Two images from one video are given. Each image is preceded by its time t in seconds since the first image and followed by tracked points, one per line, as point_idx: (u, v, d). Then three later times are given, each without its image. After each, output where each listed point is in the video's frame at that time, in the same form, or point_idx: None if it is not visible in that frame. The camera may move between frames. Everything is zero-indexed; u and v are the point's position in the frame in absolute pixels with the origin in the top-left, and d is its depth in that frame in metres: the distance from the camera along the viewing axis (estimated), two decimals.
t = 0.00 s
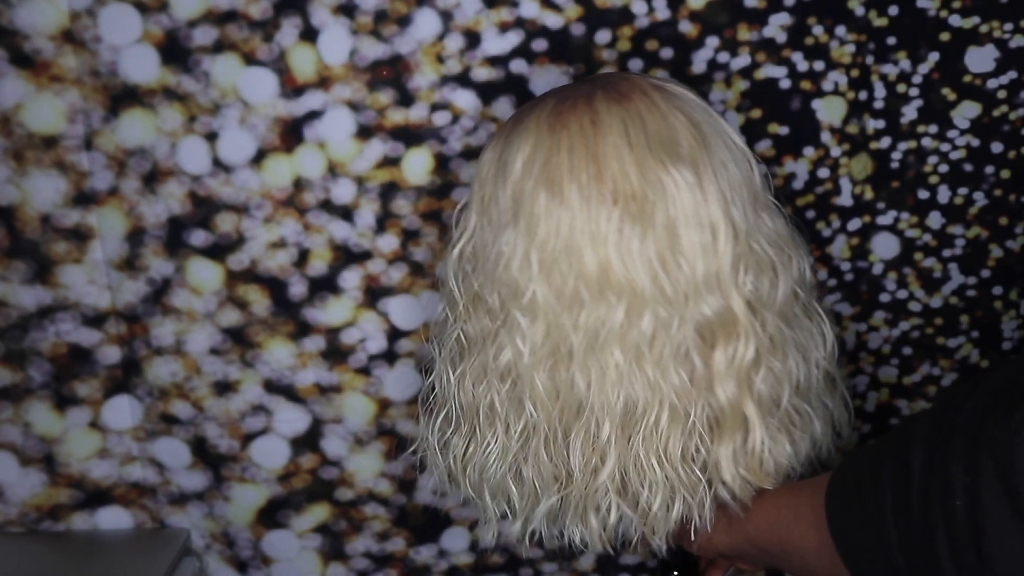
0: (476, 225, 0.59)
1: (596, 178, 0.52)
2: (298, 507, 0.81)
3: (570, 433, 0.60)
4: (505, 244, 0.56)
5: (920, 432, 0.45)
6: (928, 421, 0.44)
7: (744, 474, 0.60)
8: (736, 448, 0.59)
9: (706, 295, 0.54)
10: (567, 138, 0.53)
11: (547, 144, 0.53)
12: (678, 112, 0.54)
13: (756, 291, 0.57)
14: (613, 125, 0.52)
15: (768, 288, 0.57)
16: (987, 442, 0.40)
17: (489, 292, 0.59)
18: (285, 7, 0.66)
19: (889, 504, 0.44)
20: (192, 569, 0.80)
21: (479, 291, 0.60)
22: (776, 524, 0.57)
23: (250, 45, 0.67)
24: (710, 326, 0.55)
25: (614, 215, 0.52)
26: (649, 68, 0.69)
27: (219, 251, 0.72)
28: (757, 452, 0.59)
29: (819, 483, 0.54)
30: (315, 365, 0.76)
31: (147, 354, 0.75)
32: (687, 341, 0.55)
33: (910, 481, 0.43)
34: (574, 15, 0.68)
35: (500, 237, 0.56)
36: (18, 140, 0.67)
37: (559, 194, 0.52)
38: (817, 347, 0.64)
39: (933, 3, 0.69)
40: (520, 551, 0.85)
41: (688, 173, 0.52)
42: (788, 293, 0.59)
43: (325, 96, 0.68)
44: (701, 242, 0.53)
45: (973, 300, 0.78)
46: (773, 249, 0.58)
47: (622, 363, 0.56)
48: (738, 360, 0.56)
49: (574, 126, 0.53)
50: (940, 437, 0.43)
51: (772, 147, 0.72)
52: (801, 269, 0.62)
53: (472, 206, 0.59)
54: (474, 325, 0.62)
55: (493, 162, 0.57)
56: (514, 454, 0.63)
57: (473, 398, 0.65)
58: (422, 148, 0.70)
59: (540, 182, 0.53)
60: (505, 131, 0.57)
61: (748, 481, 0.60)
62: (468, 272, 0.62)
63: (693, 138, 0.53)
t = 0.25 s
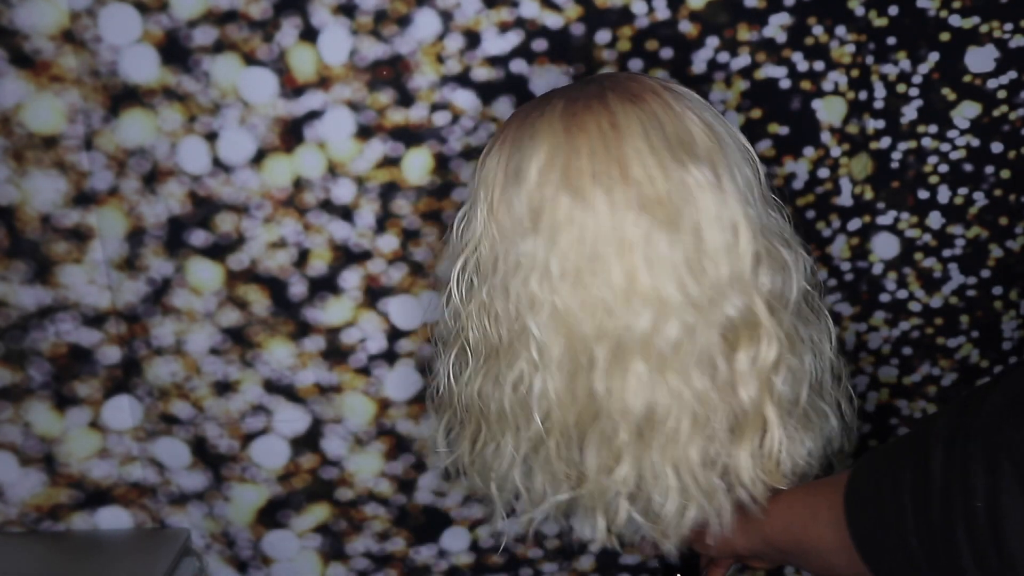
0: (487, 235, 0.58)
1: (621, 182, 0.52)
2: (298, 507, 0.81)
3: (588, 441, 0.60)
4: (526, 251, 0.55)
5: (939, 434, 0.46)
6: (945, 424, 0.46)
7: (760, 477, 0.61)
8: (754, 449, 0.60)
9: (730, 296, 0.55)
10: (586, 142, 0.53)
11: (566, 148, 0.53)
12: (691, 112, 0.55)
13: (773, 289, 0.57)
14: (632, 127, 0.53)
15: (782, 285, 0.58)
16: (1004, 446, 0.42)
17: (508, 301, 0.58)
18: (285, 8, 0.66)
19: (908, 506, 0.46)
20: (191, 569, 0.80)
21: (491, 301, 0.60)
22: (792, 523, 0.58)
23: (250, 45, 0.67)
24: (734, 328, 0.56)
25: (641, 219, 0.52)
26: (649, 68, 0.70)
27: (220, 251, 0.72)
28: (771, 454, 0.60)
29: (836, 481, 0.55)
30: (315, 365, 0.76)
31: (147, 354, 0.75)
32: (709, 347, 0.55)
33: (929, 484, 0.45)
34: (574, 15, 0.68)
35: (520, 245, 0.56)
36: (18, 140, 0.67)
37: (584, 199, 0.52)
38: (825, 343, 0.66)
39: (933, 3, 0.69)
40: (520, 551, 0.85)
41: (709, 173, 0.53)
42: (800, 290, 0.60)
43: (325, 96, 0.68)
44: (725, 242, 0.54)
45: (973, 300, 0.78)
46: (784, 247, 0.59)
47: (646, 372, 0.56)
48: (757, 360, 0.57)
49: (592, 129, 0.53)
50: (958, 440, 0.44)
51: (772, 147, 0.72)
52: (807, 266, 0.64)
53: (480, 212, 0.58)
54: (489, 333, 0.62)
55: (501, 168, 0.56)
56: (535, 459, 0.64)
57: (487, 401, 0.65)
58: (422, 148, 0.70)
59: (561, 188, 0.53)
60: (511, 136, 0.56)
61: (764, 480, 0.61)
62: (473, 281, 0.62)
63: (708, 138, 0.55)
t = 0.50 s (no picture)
0: (525, 262, 0.54)
1: (686, 188, 0.52)
2: (298, 507, 0.81)
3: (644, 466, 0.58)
4: (584, 273, 0.52)
5: (956, 434, 0.47)
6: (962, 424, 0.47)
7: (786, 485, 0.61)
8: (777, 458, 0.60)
9: (781, 294, 0.56)
10: (641, 149, 0.53)
11: (622, 156, 0.52)
12: (716, 115, 0.58)
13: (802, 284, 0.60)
14: (681, 130, 0.54)
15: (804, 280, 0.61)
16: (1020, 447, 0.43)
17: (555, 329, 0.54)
18: (285, 7, 0.66)
19: (929, 505, 0.47)
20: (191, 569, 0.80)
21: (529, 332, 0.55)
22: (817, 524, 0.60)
23: (250, 45, 0.67)
24: (789, 330, 0.57)
25: (708, 226, 0.53)
26: (649, 67, 0.69)
27: (220, 251, 0.72)
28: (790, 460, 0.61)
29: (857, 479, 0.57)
30: (315, 365, 0.76)
31: (147, 354, 0.75)
32: (768, 354, 0.56)
33: (948, 484, 0.46)
34: (574, 15, 0.68)
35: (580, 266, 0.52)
36: (18, 140, 0.67)
37: (653, 209, 0.51)
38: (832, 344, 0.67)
39: (933, 4, 0.69)
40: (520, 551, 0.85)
41: (744, 173, 0.56)
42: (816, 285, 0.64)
43: (325, 96, 0.68)
44: (769, 240, 0.56)
45: (973, 300, 0.78)
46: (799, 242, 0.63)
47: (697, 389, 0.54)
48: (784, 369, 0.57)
49: (644, 134, 0.53)
50: (975, 441, 0.45)
51: (772, 147, 0.72)
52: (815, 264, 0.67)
53: (514, 233, 0.54)
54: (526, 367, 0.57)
55: (541, 185, 0.53)
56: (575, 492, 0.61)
57: (526, 437, 0.60)
58: (422, 148, 0.70)
59: (628, 198, 0.51)
60: (548, 149, 0.54)
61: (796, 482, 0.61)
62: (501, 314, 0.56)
63: (735, 139, 0.58)
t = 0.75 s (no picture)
0: (557, 280, 0.50)
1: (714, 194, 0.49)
2: (298, 507, 0.81)
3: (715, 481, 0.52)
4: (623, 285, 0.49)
5: (965, 437, 0.47)
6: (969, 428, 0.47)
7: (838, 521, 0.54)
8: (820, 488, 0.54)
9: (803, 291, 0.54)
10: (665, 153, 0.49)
11: (651, 162, 0.49)
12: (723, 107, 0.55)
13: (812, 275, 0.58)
14: (703, 127, 0.50)
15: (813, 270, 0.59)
16: None
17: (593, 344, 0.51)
18: (285, 8, 0.66)
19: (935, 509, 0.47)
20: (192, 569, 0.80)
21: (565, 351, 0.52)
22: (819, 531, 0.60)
23: (250, 45, 0.67)
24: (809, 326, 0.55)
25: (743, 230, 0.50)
26: (650, 67, 0.69)
27: (220, 251, 0.72)
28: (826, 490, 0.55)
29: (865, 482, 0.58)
30: (315, 365, 0.76)
31: (148, 353, 0.75)
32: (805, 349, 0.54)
33: (955, 486, 0.46)
34: (574, 15, 0.68)
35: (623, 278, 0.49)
36: (18, 140, 0.67)
37: (687, 215, 0.49)
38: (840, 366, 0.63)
39: (933, 3, 0.69)
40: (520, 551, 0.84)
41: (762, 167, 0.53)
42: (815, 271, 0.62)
43: (325, 96, 0.68)
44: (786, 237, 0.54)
45: (973, 300, 0.78)
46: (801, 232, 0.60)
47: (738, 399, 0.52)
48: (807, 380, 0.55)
49: (668, 137, 0.49)
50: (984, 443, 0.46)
51: (772, 147, 0.72)
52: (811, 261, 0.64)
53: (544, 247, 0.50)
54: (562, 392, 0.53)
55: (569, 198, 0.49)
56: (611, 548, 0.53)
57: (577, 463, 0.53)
58: (423, 148, 0.70)
59: (664, 205, 0.48)
60: (569, 157, 0.49)
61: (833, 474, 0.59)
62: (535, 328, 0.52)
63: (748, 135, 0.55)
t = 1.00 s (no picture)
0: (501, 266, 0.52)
1: (650, 188, 0.50)
2: (299, 507, 0.81)
3: (651, 475, 0.53)
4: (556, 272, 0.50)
5: (961, 443, 0.48)
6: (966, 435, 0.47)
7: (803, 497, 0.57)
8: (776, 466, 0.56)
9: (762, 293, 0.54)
10: (608, 147, 0.51)
11: (589, 157, 0.50)
12: (699, 113, 0.55)
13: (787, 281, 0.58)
14: (652, 128, 0.52)
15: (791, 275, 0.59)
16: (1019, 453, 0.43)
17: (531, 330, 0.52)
18: (285, 8, 0.66)
19: (930, 518, 0.48)
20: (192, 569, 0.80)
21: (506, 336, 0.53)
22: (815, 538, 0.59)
23: (250, 45, 0.67)
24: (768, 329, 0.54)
25: (682, 224, 0.50)
26: (649, 67, 0.69)
27: (220, 251, 0.72)
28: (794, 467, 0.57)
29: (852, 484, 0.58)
30: (315, 365, 0.76)
31: (148, 353, 0.75)
32: (758, 349, 0.53)
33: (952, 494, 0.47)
34: (574, 15, 0.68)
35: (554, 264, 0.50)
36: (18, 140, 0.67)
37: (618, 209, 0.49)
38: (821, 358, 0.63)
39: (933, 3, 0.69)
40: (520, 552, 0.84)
41: (724, 170, 0.53)
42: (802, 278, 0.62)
43: (325, 96, 0.68)
44: (752, 239, 0.53)
45: (973, 300, 0.78)
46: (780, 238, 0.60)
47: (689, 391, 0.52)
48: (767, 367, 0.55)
49: (610, 134, 0.51)
50: (980, 449, 0.46)
51: (772, 147, 0.72)
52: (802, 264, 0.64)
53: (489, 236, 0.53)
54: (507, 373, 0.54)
55: (513, 182, 0.52)
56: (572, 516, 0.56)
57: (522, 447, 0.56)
58: (423, 148, 0.70)
59: (597, 198, 0.49)
60: (517, 150, 0.52)
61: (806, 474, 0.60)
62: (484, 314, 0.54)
63: (719, 139, 0.55)
